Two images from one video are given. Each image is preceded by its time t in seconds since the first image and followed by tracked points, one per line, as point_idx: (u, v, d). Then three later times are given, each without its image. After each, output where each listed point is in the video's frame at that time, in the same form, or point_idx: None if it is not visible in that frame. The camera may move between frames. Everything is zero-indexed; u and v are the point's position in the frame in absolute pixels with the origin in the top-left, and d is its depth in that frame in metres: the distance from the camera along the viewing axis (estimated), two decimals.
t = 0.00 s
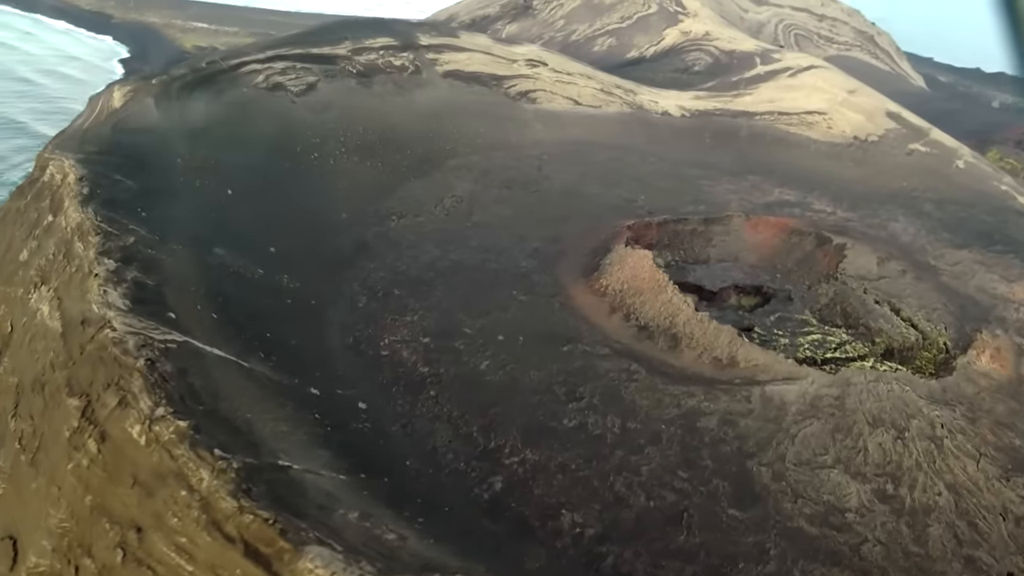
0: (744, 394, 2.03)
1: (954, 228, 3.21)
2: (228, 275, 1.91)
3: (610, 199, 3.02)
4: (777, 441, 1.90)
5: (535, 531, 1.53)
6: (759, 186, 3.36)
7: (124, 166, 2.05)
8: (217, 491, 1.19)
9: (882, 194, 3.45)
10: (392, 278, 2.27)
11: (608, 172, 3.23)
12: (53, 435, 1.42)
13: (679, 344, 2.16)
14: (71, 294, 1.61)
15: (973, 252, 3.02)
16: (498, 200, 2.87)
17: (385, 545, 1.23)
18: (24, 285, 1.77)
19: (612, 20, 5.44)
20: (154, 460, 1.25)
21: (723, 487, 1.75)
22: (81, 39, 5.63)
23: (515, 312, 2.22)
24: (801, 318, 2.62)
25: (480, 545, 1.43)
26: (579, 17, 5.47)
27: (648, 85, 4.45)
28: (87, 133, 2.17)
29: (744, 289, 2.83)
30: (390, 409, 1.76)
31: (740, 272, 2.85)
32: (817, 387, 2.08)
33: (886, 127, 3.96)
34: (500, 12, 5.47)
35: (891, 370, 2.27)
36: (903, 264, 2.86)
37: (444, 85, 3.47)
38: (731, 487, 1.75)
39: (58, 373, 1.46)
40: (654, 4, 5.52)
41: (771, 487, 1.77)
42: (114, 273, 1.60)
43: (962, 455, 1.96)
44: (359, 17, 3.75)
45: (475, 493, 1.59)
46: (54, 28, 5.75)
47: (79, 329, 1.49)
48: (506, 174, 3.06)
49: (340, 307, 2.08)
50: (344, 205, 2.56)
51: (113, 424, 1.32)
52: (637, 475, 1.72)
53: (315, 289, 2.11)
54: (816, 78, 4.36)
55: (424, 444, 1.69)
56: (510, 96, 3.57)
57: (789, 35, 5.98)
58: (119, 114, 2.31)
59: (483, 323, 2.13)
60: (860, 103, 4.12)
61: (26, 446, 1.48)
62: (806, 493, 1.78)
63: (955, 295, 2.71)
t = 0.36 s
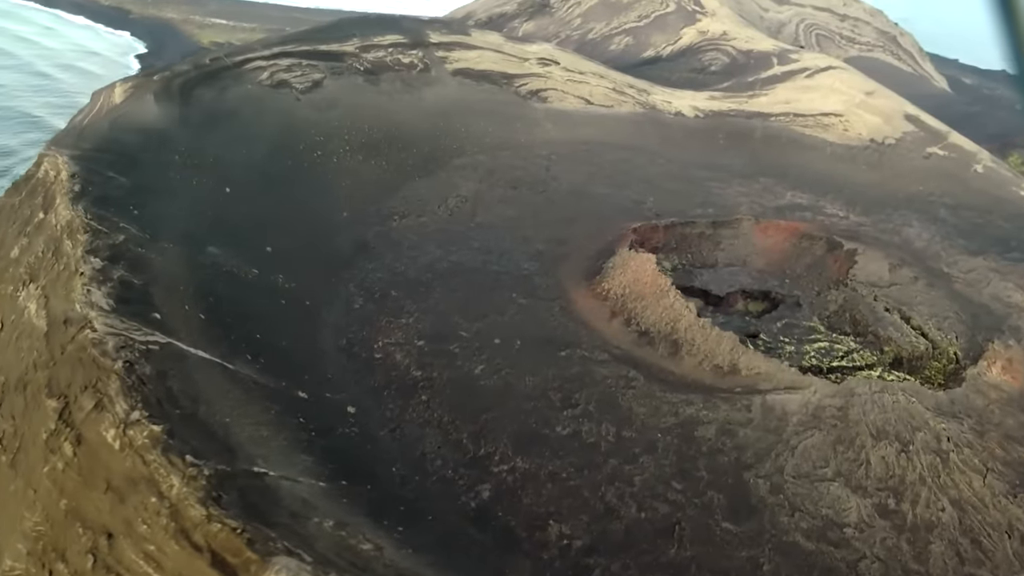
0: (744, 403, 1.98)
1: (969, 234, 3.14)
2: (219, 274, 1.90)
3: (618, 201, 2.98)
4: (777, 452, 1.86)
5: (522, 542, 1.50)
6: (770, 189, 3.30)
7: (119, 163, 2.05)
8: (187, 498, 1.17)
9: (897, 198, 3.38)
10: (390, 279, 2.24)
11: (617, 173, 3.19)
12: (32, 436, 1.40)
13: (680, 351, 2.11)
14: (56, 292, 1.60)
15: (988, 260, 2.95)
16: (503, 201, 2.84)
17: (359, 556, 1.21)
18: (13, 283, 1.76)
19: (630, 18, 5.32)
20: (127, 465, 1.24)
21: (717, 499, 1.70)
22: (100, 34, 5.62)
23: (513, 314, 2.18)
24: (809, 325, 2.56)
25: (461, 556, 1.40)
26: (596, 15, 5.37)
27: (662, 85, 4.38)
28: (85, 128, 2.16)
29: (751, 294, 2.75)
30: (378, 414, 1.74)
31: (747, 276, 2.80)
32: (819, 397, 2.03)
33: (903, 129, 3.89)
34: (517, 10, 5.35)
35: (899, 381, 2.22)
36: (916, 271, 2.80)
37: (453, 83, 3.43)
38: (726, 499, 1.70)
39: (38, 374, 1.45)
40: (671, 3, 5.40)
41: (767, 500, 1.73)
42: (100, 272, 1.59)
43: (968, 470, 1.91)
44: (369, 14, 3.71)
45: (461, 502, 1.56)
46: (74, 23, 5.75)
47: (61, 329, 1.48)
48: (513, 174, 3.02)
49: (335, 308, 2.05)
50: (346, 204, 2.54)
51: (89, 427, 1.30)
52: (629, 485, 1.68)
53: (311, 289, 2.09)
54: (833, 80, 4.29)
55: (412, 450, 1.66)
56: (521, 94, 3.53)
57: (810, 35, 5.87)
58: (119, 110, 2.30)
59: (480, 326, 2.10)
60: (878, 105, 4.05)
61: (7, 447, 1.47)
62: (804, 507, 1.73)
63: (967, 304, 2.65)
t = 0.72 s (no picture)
0: (745, 417, 1.94)
1: (985, 245, 3.07)
2: (211, 278, 1.88)
3: (625, 207, 2.94)
4: (775, 468, 1.81)
5: (506, 558, 1.47)
6: (782, 196, 3.24)
7: (114, 166, 2.04)
8: (155, 510, 1.15)
9: (913, 207, 3.32)
10: (388, 285, 2.21)
11: (626, 179, 3.14)
12: (10, 443, 1.39)
13: (680, 362, 2.07)
14: (41, 296, 1.59)
15: (1004, 271, 2.88)
16: (508, 206, 2.80)
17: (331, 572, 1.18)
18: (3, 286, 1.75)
19: (646, 21, 5.14)
20: (99, 474, 1.21)
21: (712, 516, 1.66)
22: (118, 34, 5.53)
23: (511, 322, 2.14)
24: (816, 336, 2.51)
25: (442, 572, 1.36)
26: (612, 18, 5.20)
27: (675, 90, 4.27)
28: (83, 128, 2.16)
29: (760, 303, 2.70)
30: (366, 423, 1.71)
31: (755, 285, 2.75)
32: (822, 412, 1.98)
33: (920, 137, 3.81)
34: (533, 12, 5.27)
35: (907, 395, 2.17)
36: (928, 282, 2.74)
37: (462, 86, 3.40)
38: (720, 516, 1.66)
39: (19, 379, 1.43)
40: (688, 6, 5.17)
41: (764, 518, 1.68)
42: (86, 276, 1.57)
43: (975, 490, 1.85)
44: (380, 16, 3.69)
45: (446, 515, 1.53)
46: (92, 22, 5.67)
47: (43, 334, 1.46)
48: (519, 178, 2.99)
49: (330, 313, 2.03)
50: (347, 207, 2.51)
51: (64, 435, 1.28)
52: (622, 500, 1.64)
53: (306, 294, 2.07)
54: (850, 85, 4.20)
55: (399, 460, 1.63)
56: (531, 98, 3.49)
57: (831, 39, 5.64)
58: (119, 111, 2.30)
59: (477, 334, 2.06)
60: (895, 111, 3.96)
61: None
62: (802, 526, 1.68)
63: (981, 316, 2.59)
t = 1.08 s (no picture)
0: (742, 430, 1.89)
1: (999, 255, 3.00)
2: (201, 282, 1.87)
3: (630, 212, 2.88)
4: (771, 484, 1.76)
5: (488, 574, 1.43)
6: (791, 203, 3.16)
7: (107, 167, 2.04)
8: (120, 523, 1.13)
9: (926, 215, 3.24)
10: (382, 291, 2.18)
11: (632, 183, 3.08)
12: None
13: (677, 373, 2.03)
14: (24, 299, 1.57)
15: (1018, 282, 2.81)
16: (510, 211, 2.77)
17: None
18: None
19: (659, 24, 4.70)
20: (68, 484, 1.19)
21: (704, 533, 1.61)
22: (135, 34, 5.18)
23: (506, 330, 2.10)
24: (821, 346, 2.45)
25: None
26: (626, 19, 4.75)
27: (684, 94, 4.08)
28: (79, 128, 2.16)
29: (763, 312, 2.64)
30: (352, 431, 1.68)
31: (761, 294, 2.69)
32: (822, 426, 1.93)
33: (936, 143, 3.68)
34: (548, 14, 4.81)
35: (913, 411, 2.11)
36: (938, 292, 2.68)
37: (468, 88, 3.35)
38: (712, 533, 1.62)
39: None
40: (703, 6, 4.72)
41: (757, 536, 1.64)
42: (69, 280, 1.56)
43: (979, 509, 1.79)
44: (388, 17, 3.68)
45: (428, 528, 1.50)
46: (109, 22, 5.28)
47: (22, 338, 1.45)
48: (523, 183, 2.95)
49: (321, 318, 2.01)
50: (345, 210, 2.49)
51: (36, 442, 1.26)
52: (611, 515, 1.60)
53: (299, 299, 2.04)
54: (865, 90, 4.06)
55: (384, 471, 1.60)
56: (540, 101, 3.40)
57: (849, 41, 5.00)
58: (116, 111, 2.30)
59: (471, 342, 2.03)
60: (910, 117, 3.82)
61: None
62: (797, 545, 1.64)
63: (991, 329, 2.53)
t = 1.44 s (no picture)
0: (736, 444, 1.85)
1: (1010, 265, 2.93)
2: (186, 286, 1.85)
3: (633, 218, 2.84)
4: (764, 500, 1.72)
5: None
6: (798, 209, 3.08)
7: (96, 169, 2.04)
8: (80, 536, 1.12)
9: (938, 223, 3.17)
10: (374, 296, 2.14)
11: (636, 188, 3.03)
12: None
13: (672, 384, 1.98)
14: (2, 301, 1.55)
15: None
16: (510, 216, 2.73)
17: None
18: None
19: (671, 27, 4.57)
20: (32, 494, 1.17)
21: (691, 551, 1.57)
22: (146, 33, 5.08)
23: (498, 338, 2.07)
24: (823, 357, 2.40)
25: None
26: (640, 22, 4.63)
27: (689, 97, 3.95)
28: (71, 129, 2.16)
29: (765, 321, 2.59)
30: (334, 440, 1.65)
31: (763, 302, 2.64)
32: (820, 440, 1.88)
33: (949, 149, 3.59)
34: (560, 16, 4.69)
35: (916, 425, 2.06)
36: (945, 302, 2.63)
37: (471, 90, 3.30)
38: (700, 551, 1.58)
39: None
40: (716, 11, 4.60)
41: (747, 554, 1.60)
42: (48, 284, 1.54)
43: (980, 529, 1.73)
44: (395, 18, 3.67)
45: (407, 542, 1.46)
46: (123, 21, 5.20)
47: None
48: (525, 186, 2.91)
49: (311, 323, 1.98)
50: (342, 212, 2.45)
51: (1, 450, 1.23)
52: (596, 532, 1.56)
53: (289, 303, 2.02)
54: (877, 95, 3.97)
55: (365, 482, 1.57)
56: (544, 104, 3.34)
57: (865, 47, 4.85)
58: (110, 112, 2.30)
59: (461, 349, 2.00)
60: (923, 122, 3.74)
61: None
62: (788, 564, 1.59)
63: (998, 341, 2.47)
